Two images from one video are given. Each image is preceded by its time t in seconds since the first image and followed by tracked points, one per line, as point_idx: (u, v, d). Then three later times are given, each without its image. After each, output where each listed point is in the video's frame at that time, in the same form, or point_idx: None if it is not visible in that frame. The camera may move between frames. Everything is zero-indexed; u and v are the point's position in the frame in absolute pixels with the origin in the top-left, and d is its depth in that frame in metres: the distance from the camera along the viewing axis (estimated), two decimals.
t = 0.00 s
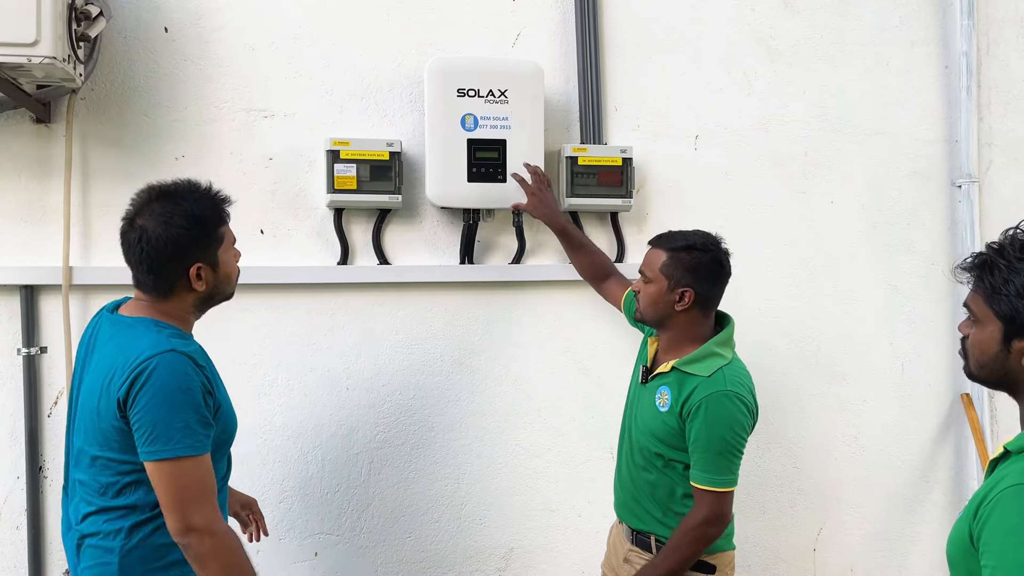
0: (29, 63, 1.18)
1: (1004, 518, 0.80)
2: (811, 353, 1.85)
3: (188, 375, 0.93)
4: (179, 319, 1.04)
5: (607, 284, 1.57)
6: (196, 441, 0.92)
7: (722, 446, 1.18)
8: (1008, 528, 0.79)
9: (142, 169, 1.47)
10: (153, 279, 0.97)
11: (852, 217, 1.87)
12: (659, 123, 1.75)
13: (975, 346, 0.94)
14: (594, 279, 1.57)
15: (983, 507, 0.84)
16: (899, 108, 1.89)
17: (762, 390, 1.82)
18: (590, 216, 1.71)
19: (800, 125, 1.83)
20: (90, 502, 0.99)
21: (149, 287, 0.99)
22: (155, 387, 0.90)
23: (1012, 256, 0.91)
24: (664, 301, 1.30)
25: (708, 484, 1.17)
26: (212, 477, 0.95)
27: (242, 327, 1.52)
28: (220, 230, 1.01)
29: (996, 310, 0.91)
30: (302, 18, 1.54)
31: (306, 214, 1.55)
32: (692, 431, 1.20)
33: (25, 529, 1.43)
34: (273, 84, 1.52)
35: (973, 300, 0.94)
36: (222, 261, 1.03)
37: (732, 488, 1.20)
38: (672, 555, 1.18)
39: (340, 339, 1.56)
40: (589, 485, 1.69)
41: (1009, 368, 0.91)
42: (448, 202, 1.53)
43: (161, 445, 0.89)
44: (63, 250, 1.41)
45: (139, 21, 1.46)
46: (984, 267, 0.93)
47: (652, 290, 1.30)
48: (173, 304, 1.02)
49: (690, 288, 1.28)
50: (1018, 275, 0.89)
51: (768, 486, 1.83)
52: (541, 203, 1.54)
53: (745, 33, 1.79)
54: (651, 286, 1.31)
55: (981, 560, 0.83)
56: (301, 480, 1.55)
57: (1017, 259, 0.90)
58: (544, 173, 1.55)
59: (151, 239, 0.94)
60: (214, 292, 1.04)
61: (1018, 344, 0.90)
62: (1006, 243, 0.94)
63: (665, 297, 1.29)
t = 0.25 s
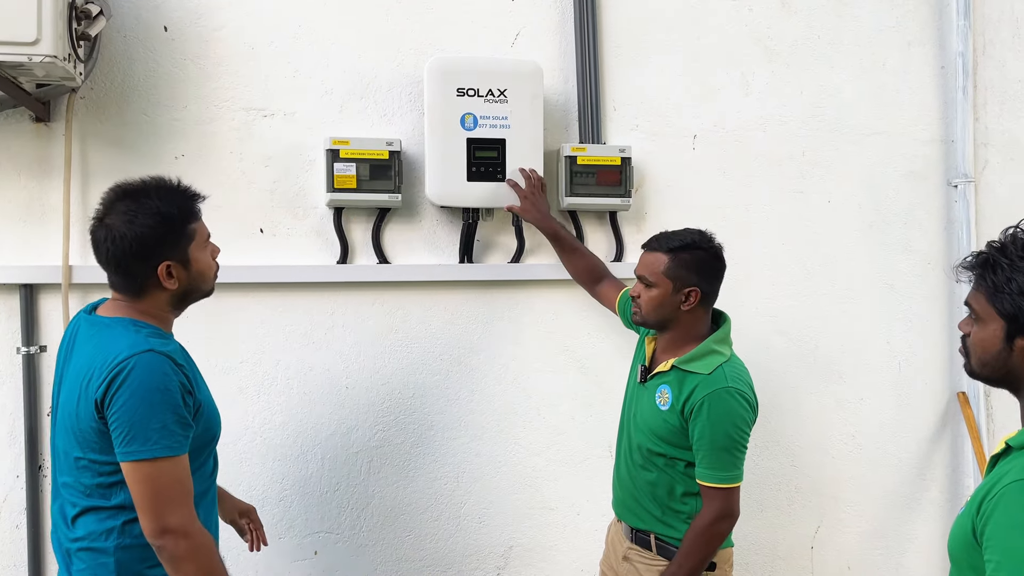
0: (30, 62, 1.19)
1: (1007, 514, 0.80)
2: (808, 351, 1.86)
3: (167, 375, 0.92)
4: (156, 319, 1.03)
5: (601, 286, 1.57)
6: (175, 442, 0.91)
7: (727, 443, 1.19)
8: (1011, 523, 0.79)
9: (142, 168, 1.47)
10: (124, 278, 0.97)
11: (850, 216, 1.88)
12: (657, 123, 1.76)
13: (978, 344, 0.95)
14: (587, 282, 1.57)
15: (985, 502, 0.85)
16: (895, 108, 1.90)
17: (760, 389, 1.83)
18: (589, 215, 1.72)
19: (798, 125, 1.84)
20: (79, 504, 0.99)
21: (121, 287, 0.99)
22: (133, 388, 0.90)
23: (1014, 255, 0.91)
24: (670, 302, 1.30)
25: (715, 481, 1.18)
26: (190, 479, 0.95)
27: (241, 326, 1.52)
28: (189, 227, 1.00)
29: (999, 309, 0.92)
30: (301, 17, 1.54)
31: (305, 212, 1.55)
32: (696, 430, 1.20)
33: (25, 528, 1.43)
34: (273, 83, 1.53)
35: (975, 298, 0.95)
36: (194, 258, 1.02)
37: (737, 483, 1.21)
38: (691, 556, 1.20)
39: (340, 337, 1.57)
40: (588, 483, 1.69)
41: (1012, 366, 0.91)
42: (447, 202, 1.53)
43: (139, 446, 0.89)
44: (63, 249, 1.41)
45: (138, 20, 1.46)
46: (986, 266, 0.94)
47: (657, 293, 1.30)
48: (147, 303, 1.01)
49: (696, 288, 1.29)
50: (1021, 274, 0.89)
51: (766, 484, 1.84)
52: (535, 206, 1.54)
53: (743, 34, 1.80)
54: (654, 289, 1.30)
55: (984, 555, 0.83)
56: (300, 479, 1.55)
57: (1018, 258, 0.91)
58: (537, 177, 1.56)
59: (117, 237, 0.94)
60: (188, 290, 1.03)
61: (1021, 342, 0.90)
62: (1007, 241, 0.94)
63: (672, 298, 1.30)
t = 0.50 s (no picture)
0: (32, 64, 1.20)
1: (1008, 510, 0.81)
2: (804, 352, 1.87)
3: (121, 381, 0.92)
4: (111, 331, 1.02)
5: (599, 288, 1.59)
6: (124, 448, 0.91)
7: (731, 440, 1.20)
8: (1014, 519, 0.80)
9: (142, 169, 1.47)
10: (75, 290, 0.97)
11: (845, 217, 1.90)
12: (655, 125, 1.77)
13: (979, 344, 0.96)
14: (585, 284, 1.59)
15: (987, 499, 0.86)
16: (890, 111, 1.92)
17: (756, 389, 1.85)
18: (587, 216, 1.73)
19: (794, 127, 1.86)
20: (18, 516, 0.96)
21: (75, 298, 0.98)
22: (85, 392, 0.89)
23: (1015, 256, 0.92)
24: (671, 302, 1.32)
25: (720, 479, 1.20)
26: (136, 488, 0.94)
27: (241, 327, 1.53)
28: (142, 239, 1.00)
29: (1001, 309, 0.93)
30: (301, 19, 1.54)
31: (305, 214, 1.55)
32: (698, 427, 1.22)
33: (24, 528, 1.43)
34: (273, 85, 1.53)
35: (976, 299, 0.96)
36: (149, 270, 1.01)
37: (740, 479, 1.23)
38: (696, 556, 1.21)
39: (339, 338, 1.57)
40: (586, 483, 1.70)
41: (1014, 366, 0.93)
42: (447, 203, 1.54)
43: (87, 450, 0.88)
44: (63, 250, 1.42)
45: (139, 21, 1.46)
46: (988, 267, 0.95)
47: (659, 292, 1.31)
48: (101, 315, 1.00)
49: (697, 287, 1.31)
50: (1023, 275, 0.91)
51: (762, 483, 1.85)
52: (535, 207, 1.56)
53: (739, 37, 1.82)
54: (656, 289, 1.32)
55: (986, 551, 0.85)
56: (300, 479, 1.56)
57: (1020, 260, 0.92)
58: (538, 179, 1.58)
59: (67, 249, 0.93)
60: (143, 302, 1.02)
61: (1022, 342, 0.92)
62: (1010, 243, 0.95)
63: (674, 298, 1.32)
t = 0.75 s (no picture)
0: (32, 65, 1.21)
1: (1006, 508, 0.81)
2: (800, 352, 1.88)
3: (79, 372, 0.90)
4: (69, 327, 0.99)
5: (594, 293, 1.60)
6: (89, 439, 0.87)
7: (733, 439, 1.21)
8: (1012, 517, 0.80)
9: (141, 171, 1.48)
10: (31, 285, 0.93)
11: (840, 219, 1.91)
12: (652, 127, 1.78)
13: (975, 346, 0.95)
14: (580, 289, 1.60)
15: (984, 498, 0.85)
16: (885, 113, 1.93)
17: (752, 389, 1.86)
18: (584, 218, 1.74)
19: (789, 129, 1.87)
20: None
21: (29, 293, 0.95)
22: (43, 385, 0.86)
23: (1012, 257, 0.91)
24: (669, 301, 1.33)
25: (721, 478, 1.21)
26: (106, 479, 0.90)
27: (239, 328, 1.53)
28: (100, 231, 0.96)
29: (997, 311, 0.92)
30: (300, 22, 1.55)
31: (304, 215, 1.56)
32: (699, 427, 1.23)
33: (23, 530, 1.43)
34: (272, 87, 1.54)
35: (973, 301, 0.95)
36: (106, 264, 0.97)
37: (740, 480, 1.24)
38: (694, 556, 1.22)
39: (338, 339, 1.58)
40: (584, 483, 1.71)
41: (1010, 368, 0.92)
42: (445, 205, 1.55)
43: (50, 442, 0.85)
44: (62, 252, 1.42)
45: (138, 23, 1.47)
46: (984, 269, 0.94)
47: (657, 292, 1.33)
48: (58, 310, 0.97)
49: (694, 287, 1.33)
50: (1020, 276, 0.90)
51: (758, 483, 1.86)
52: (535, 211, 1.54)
53: (736, 40, 1.83)
54: (654, 289, 1.33)
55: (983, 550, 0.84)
56: (298, 480, 1.56)
57: (1016, 261, 0.91)
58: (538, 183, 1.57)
59: (21, 242, 0.90)
60: (102, 297, 0.99)
61: (1019, 344, 0.91)
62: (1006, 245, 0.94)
63: (671, 298, 1.33)
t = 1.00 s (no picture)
0: (32, 69, 1.21)
1: (999, 507, 0.79)
2: (795, 354, 1.90)
3: (59, 377, 0.88)
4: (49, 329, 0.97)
5: (587, 297, 1.62)
6: (82, 444, 0.86)
7: (727, 439, 1.23)
8: (1003, 515, 0.78)
9: (140, 173, 1.48)
10: (4, 289, 0.91)
11: (835, 221, 1.92)
12: (648, 130, 1.80)
13: (968, 348, 0.95)
14: (572, 293, 1.62)
15: (977, 498, 0.83)
16: (879, 116, 1.95)
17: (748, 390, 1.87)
18: (581, 220, 1.75)
19: (785, 132, 1.88)
20: None
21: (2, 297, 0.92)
22: (24, 394, 0.85)
23: (1005, 261, 0.91)
24: (657, 300, 1.35)
25: (717, 478, 1.23)
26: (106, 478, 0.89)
27: (238, 329, 1.54)
28: (70, 228, 0.94)
29: (990, 313, 0.92)
30: (298, 25, 1.56)
31: (302, 217, 1.57)
32: (692, 426, 1.25)
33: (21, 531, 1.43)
34: (271, 89, 1.55)
35: (966, 303, 0.95)
36: (80, 261, 0.96)
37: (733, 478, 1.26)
38: (692, 556, 1.23)
39: (336, 340, 1.59)
40: (580, 484, 1.72)
41: (1003, 370, 0.92)
42: (442, 207, 1.56)
43: (43, 450, 0.84)
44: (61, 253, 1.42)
45: (136, 26, 1.47)
46: (978, 272, 0.94)
47: (645, 290, 1.35)
48: (37, 313, 0.95)
49: (683, 288, 1.34)
50: (1013, 279, 0.90)
51: (754, 484, 1.87)
52: (529, 215, 1.57)
53: (731, 43, 1.84)
54: (644, 285, 1.35)
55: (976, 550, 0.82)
56: (296, 481, 1.57)
57: (1010, 263, 0.91)
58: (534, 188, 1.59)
59: None
60: (80, 296, 0.97)
61: (1011, 347, 0.91)
62: (999, 248, 0.94)
63: (659, 297, 1.35)
